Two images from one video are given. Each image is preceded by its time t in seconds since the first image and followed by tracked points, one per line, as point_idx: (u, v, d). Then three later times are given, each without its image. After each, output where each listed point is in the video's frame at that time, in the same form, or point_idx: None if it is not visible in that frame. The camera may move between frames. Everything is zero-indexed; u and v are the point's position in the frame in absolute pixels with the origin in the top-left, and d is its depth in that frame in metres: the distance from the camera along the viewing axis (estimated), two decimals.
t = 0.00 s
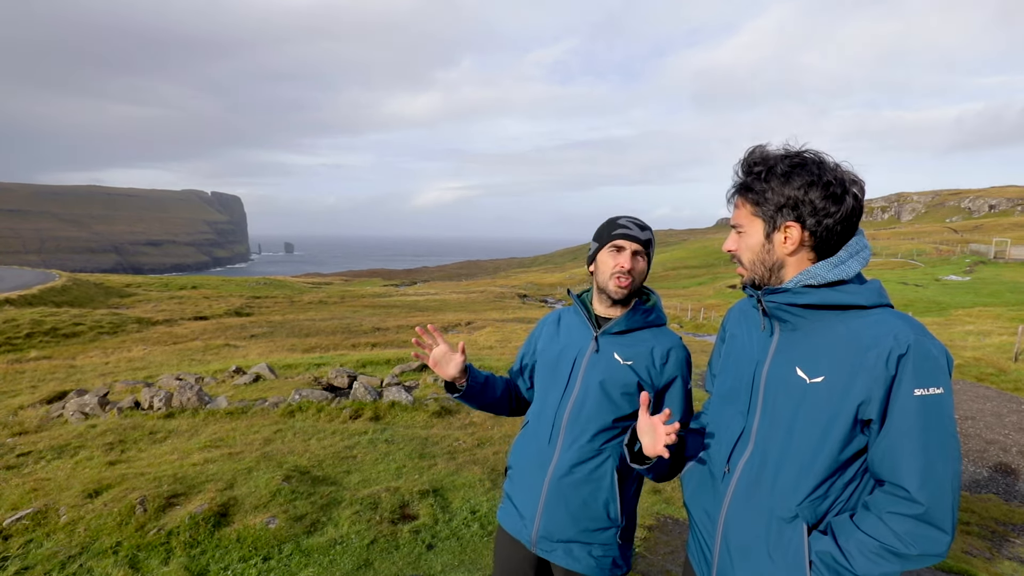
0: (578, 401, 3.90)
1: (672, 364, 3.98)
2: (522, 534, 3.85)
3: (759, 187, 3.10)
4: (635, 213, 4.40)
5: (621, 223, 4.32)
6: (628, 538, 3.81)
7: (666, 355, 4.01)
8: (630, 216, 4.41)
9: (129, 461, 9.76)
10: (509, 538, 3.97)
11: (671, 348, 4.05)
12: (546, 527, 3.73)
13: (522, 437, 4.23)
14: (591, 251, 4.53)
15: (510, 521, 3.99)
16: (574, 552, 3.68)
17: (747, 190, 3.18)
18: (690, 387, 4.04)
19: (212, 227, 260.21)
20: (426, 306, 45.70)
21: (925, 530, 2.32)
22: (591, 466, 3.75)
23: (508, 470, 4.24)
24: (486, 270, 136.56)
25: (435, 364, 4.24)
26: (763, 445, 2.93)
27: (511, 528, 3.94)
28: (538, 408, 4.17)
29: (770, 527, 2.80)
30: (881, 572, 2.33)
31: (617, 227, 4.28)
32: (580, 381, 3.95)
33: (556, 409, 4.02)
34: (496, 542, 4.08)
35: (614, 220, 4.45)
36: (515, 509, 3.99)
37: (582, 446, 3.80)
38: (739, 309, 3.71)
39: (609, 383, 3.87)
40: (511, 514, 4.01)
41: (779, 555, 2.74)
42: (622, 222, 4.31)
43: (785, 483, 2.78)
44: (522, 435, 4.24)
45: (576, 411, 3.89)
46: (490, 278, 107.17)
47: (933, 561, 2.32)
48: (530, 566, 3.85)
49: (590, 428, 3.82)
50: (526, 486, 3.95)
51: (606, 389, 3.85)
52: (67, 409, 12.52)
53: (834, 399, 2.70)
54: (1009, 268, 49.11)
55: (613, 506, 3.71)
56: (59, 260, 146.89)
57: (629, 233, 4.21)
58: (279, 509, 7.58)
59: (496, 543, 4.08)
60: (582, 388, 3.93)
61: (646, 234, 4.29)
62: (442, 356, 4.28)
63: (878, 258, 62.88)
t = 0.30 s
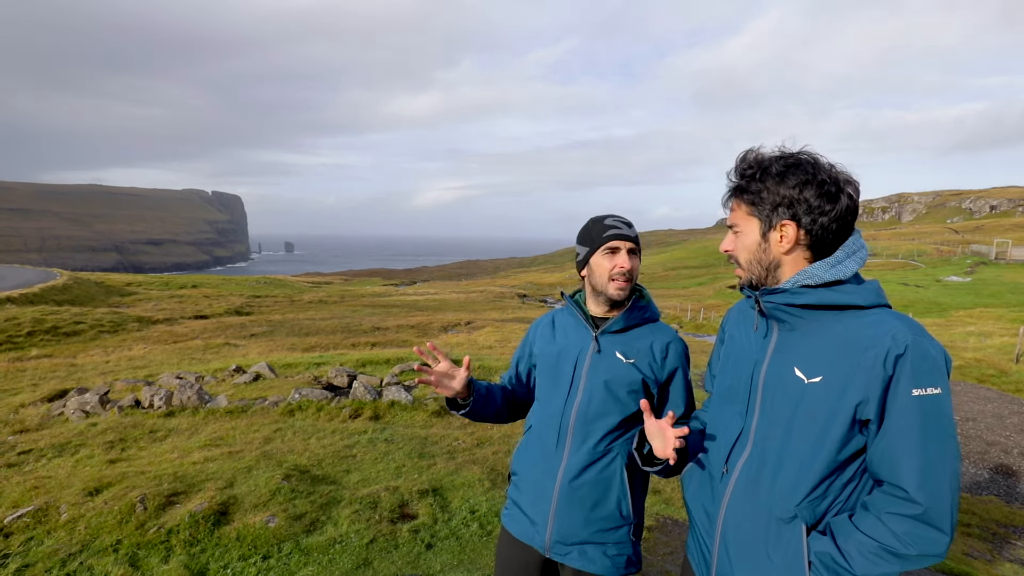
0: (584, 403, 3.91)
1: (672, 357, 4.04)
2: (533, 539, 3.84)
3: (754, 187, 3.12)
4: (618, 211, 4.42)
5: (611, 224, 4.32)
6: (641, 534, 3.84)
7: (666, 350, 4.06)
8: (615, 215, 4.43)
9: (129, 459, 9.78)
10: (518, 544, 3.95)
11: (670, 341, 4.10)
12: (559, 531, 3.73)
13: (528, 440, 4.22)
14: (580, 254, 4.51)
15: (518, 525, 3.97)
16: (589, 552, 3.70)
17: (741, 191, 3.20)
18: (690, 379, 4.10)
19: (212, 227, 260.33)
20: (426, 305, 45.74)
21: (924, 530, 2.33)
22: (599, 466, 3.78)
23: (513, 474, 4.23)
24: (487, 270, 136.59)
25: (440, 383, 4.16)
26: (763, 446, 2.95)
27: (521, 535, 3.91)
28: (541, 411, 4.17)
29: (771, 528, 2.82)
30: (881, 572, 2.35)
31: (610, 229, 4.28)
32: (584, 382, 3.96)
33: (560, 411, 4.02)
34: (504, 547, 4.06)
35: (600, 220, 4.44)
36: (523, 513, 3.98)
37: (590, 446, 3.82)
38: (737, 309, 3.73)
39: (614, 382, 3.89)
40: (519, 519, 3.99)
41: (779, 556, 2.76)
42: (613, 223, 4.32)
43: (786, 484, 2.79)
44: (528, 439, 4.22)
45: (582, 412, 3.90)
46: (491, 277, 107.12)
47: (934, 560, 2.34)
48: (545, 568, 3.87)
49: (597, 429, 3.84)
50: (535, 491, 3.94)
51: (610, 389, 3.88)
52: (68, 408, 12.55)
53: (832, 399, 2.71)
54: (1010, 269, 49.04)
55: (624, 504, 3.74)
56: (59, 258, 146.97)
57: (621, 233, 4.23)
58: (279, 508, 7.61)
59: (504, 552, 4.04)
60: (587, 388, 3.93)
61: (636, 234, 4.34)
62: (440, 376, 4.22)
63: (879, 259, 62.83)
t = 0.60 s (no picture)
0: (590, 400, 3.89)
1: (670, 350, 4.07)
2: (542, 540, 3.81)
3: (748, 185, 3.15)
4: (591, 215, 4.34)
5: (590, 231, 4.25)
6: (648, 527, 3.87)
7: (664, 342, 4.10)
8: (590, 219, 4.35)
9: (130, 459, 9.78)
10: (525, 547, 3.91)
11: (667, 334, 4.14)
12: (570, 529, 3.72)
13: (531, 442, 4.18)
14: (563, 265, 4.44)
15: (525, 528, 3.92)
16: (600, 550, 3.69)
17: (739, 188, 3.20)
18: (688, 370, 4.15)
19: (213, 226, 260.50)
20: (427, 306, 45.76)
21: (925, 527, 2.33)
22: (607, 463, 3.80)
23: (515, 477, 4.18)
24: (487, 270, 136.54)
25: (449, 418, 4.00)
26: (760, 445, 2.95)
27: (528, 537, 3.87)
28: (543, 412, 4.14)
29: (772, 528, 2.81)
30: (883, 572, 2.35)
31: (590, 236, 4.22)
32: (587, 379, 3.94)
33: (564, 410, 3.99)
34: (510, 551, 4.00)
35: (576, 228, 4.34)
36: (530, 516, 3.93)
37: (596, 444, 3.82)
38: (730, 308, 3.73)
39: (618, 378, 3.90)
40: (526, 521, 3.94)
41: (782, 557, 2.74)
42: (592, 230, 4.25)
43: (786, 483, 2.79)
44: (531, 441, 4.17)
45: (588, 410, 3.89)
46: (491, 277, 107.09)
47: (935, 558, 2.33)
48: (556, 566, 3.85)
49: (602, 426, 3.85)
50: (541, 492, 3.91)
51: (615, 386, 3.88)
52: (68, 407, 12.55)
53: (827, 397, 2.71)
54: (1011, 270, 48.97)
55: (631, 498, 3.78)
56: (60, 258, 147.06)
57: (603, 239, 4.19)
58: (280, 507, 7.61)
59: (510, 554, 3.99)
60: (590, 386, 3.92)
61: (615, 235, 4.32)
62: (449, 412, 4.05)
63: (880, 260, 62.80)
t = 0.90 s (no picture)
0: (589, 398, 3.89)
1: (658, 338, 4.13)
2: (550, 543, 3.77)
3: (739, 190, 3.22)
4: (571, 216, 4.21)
5: (573, 231, 4.11)
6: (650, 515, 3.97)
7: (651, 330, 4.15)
8: (571, 220, 4.22)
9: (130, 460, 9.78)
10: (531, 553, 3.85)
11: (652, 321, 4.20)
12: (579, 529, 3.72)
13: (529, 448, 4.08)
14: (545, 269, 4.26)
15: (530, 534, 3.86)
16: (609, 545, 3.73)
17: (729, 196, 3.28)
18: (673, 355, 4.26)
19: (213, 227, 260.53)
20: (427, 306, 45.77)
21: (911, 522, 2.31)
22: (610, 458, 3.84)
23: (515, 483, 4.10)
24: (487, 271, 136.54)
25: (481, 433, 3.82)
26: (755, 441, 2.96)
27: (536, 543, 3.81)
28: (539, 414, 4.05)
29: (765, 523, 2.83)
30: (870, 565, 2.36)
31: (574, 237, 4.08)
32: (584, 377, 3.91)
33: (562, 411, 3.95)
34: (515, 560, 3.91)
35: (557, 230, 4.19)
36: (534, 521, 3.87)
37: (598, 441, 3.84)
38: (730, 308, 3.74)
39: (613, 374, 3.91)
40: (530, 527, 3.88)
41: (773, 552, 2.76)
42: (575, 231, 4.11)
43: (778, 478, 2.80)
44: (531, 446, 4.07)
45: (587, 408, 3.88)
46: (491, 278, 107.15)
47: (924, 555, 2.31)
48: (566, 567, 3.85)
49: (603, 422, 3.86)
50: (545, 495, 3.88)
51: (612, 381, 3.90)
52: (68, 408, 12.54)
53: (820, 392, 2.71)
54: (1011, 271, 48.98)
55: (636, 489, 3.86)
56: (60, 258, 147.06)
57: (587, 239, 4.06)
58: (280, 508, 7.60)
59: (517, 564, 3.90)
60: (587, 384, 3.90)
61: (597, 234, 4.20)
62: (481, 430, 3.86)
63: (880, 261, 62.82)
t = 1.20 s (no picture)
0: (581, 398, 3.88)
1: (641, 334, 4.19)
2: (547, 546, 3.75)
3: (731, 194, 3.18)
4: (561, 214, 4.17)
5: (565, 230, 4.07)
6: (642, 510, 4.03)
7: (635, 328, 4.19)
8: (559, 219, 4.18)
9: (130, 460, 9.77)
10: (527, 556, 3.83)
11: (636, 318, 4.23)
12: (576, 530, 3.73)
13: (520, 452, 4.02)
14: (534, 266, 4.18)
15: (525, 537, 3.82)
16: (605, 543, 3.77)
17: (720, 195, 3.25)
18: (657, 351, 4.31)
19: (213, 227, 260.40)
20: (427, 307, 45.76)
21: (906, 514, 2.36)
22: (604, 457, 3.86)
23: (506, 486, 4.05)
24: (487, 272, 136.48)
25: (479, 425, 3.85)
26: (750, 442, 2.96)
27: (532, 547, 3.78)
28: (530, 417, 3.99)
29: (762, 522, 2.83)
30: (868, 558, 2.40)
31: (565, 235, 4.03)
32: (575, 377, 3.90)
33: (553, 412, 3.93)
34: (511, 564, 3.89)
35: (547, 228, 4.13)
36: (529, 524, 3.84)
37: (592, 440, 3.85)
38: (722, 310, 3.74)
39: (603, 373, 3.93)
40: (525, 531, 3.84)
41: (772, 550, 2.77)
42: (567, 229, 4.07)
43: (774, 477, 2.81)
44: (522, 450, 4.01)
45: (579, 407, 3.87)
46: (491, 279, 107.09)
47: (917, 545, 2.37)
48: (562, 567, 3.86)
49: (594, 421, 3.87)
50: (539, 499, 3.84)
51: (602, 381, 3.91)
52: (68, 408, 12.53)
53: (813, 390, 2.72)
54: (1011, 272, 48.95)
55: (629, 485, 3.90)
56: (60, 259, 147.01)
57: (577, 237, 4.03)
58: (279, 509, 7.59)
59: (511, 566, 3.89)
60: (578, 384, 3.89)
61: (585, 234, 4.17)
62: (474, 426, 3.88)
63: (880, 262, 62.77)
